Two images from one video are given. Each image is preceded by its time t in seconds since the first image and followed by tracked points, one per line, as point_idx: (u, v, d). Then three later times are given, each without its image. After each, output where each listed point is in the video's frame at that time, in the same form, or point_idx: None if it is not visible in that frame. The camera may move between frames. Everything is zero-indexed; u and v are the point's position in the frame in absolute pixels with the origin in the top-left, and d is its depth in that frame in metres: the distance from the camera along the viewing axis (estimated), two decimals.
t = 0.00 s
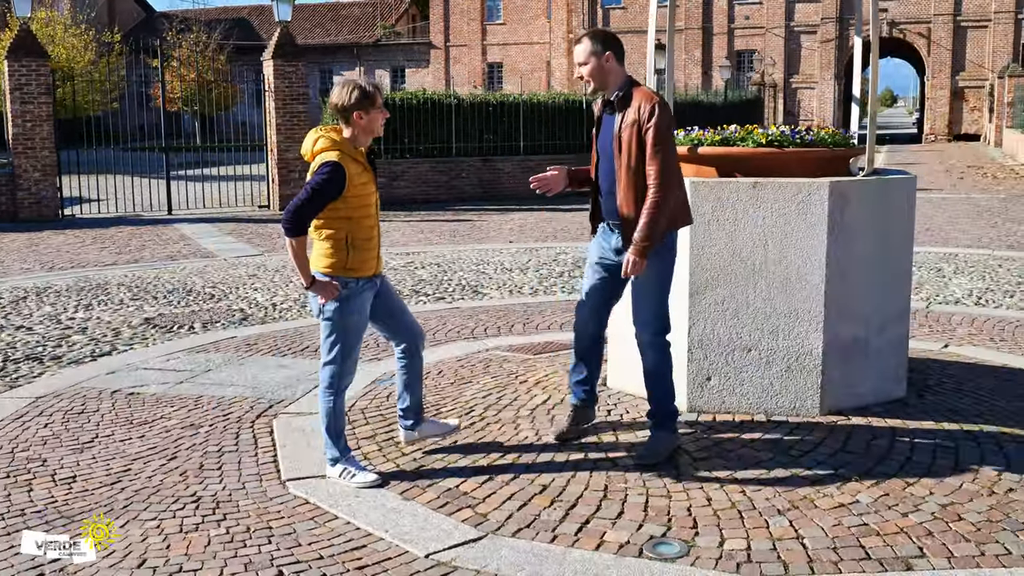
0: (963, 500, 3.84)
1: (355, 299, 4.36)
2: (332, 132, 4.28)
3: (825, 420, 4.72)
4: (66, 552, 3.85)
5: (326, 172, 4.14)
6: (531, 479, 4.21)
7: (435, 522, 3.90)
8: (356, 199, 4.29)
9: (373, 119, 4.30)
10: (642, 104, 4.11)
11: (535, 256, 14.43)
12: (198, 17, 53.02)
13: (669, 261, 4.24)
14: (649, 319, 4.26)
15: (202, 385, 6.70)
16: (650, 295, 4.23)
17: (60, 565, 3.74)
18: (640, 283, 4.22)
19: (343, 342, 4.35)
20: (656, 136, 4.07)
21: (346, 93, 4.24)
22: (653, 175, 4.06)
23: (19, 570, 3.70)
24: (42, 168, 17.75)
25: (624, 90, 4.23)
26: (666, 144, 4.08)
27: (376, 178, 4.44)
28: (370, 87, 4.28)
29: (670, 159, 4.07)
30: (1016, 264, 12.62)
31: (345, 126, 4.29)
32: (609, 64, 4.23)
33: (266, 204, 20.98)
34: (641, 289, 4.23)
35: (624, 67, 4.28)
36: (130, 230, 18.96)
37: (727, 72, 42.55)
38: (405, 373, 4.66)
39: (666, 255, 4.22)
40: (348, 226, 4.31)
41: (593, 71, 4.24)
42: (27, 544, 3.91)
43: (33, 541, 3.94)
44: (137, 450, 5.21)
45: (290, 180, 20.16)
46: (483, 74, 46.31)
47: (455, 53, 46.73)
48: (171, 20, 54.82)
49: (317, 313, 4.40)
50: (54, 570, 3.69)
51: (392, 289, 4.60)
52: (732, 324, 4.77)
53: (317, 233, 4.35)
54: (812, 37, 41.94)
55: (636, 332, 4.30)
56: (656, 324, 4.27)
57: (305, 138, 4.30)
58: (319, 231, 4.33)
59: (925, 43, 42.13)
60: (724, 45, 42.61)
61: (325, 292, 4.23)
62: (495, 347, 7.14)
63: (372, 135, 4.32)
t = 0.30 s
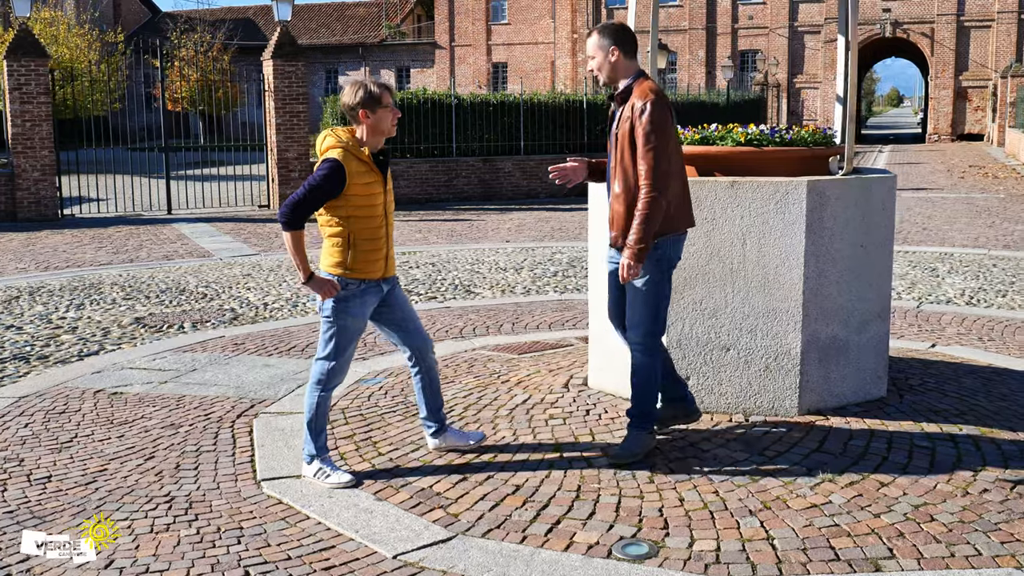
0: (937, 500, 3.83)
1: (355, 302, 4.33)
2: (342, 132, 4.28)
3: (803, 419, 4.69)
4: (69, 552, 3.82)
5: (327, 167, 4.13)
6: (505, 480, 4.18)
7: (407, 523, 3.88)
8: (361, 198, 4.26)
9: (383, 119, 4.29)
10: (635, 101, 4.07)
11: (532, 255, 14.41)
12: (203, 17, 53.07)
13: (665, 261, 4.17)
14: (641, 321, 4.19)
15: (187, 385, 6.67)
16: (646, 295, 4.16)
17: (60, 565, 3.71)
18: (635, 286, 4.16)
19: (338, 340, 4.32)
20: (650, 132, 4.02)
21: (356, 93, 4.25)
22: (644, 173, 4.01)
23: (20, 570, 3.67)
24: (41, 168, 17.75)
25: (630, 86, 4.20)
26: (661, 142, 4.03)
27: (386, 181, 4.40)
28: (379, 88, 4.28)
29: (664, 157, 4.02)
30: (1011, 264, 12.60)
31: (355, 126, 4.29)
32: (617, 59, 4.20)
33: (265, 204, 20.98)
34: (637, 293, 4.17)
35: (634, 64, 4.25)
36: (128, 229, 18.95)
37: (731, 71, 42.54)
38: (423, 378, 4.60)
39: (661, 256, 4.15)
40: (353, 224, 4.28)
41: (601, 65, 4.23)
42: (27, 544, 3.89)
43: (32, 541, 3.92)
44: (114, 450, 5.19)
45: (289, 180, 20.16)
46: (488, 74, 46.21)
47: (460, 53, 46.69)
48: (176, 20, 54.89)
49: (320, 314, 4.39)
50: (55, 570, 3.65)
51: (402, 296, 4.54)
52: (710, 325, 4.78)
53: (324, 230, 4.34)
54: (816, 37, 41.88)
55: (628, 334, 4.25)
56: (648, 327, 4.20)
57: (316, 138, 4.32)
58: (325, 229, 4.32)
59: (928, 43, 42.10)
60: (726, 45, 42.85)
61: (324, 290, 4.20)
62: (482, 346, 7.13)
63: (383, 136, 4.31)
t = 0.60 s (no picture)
0: (907, 503, 3.79)
1: (369, 295, 4.29)
2: (357, 127, 4.26)
3: (777, 421, 4.65)
4: (67, 552, 3.77)
5: (340, 161, 4.11)
6: (471, 482, 4.14)
7: (371, 526, 3.83)
8: (375, 192, 4.23)
9: (397, 113, 4.24)
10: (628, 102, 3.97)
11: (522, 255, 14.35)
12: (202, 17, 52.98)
13: (655, 267, 4.08)
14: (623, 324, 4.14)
15: (164, 384, 6.60)
16: (634, 300, 4.09)
17: (60, 565, 3.66)
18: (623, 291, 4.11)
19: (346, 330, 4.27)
20: (638, 137, 3.92)
21: (370, 88, 4.22)
22: (631, 176, 3.92)
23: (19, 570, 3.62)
24: (35, 168, 17.71)
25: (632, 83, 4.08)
26: (651, 146, 3.93)
27: (401, 177, 4.36)
28: (393, 83, 4.24)
29: (651, 162, 3.92)
30: (1002, 263, 12.55)
31: (370, 121, 4.27)
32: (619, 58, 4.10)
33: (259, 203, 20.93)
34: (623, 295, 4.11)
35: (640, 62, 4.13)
36: (121, 229, 18.89)
37: (730, 71, 42.52)
38: (421, 381, 4.55)
39: (650, 262, 4.06)
40: (364, 218, 4.25)
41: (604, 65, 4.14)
42: (26, 543, 3.85)
43: (33, 540, 3.88)
44: (84, 451, 5.14)
45: (284, 179, 20.13)
46: (488, 73, 46.12)
47: (459, 53, 46.58)
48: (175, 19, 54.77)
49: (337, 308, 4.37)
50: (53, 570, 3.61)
51: (418, 292, 4.49)
52: (683, 325, 4.73)
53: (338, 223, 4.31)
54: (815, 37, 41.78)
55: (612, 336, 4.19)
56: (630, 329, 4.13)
57: (334, 132, 4.31)
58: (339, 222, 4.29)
59: (926, 43, 42.08)
60: (725, 45, 42.85)
61: (337, 283, 4.17)
62: (463, 346, 7.09)
63: (397, 131, 4.26)
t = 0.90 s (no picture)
0: (886, 507, 3.73)
1: (383, 273, 4.27)
2: (367, 106, 4.28)
3: (758, 422, 4.60)
4: (67, 553, 3.74)
5: (348, 137, 4.14)
6: (446, 486, 4.08)
7: (343, 530, 3.77)
8: (382, 171, 4.24)
9: (406, 94, 4.23)
10: (656, 99, 3.88)
11: (514, 254, 14.32)
12: (199, 16, 52.88)
13: (680, 264, 4.00)
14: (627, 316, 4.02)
15: (144, 385, 6.52)
16: (654, 295, 3.99)
17: (52, 566, 3.63)
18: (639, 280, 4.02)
19: (390, 316, 4.26)
20: (666, 136, 3.84)
21: (379, 68, 4.21)
22: (660, 172, 3.84)
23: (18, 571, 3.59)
24: (27, 167, 17.63)
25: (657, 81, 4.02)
26: (681, 143, 3.84)
27: (409, 156, 4.37)
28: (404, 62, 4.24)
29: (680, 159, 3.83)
30: (995, 263, 12.50)
31: (380, 100, 4.28)
32: (649, 58, 4.04)
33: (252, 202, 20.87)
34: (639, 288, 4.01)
35: (666, 62, 4.08)
36: (114, 228, 18.82)
37: (727, 70, 42.48)
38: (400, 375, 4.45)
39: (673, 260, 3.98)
40: (372, 197, 4.26)
41: (629, 61, 4.07)
42: (27, 543, 3.82)
43: (33, 540, 3.85)
44: (59, 453, 5.07)
45: (277, 178, 20.08)
46: (485, 72, 46.05)
47: (457, 52, 46.50)
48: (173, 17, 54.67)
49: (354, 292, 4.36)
50: (55, 570, 3.58)
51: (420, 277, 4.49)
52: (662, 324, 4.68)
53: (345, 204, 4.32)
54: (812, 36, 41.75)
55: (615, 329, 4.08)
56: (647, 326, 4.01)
57: (344, 112, 4.34)
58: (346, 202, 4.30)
59: (922, 42, 42.07)
60: (722, 44, 42.83)
61: (347, 261, 4.17)
62: (447, 347, 7.04)
63: (406, 111, 4.26)
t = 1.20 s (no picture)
0: (879, 514, 3.67)
1: (393, 272, 4.21)
2: (373, 105, 4.20)
3: (749, 426, 4.55)
4: (67, 554, 3.73)
5: (354, 139, 4.07)
6: (430, 492, 4.01)
7: (324, 537, 3.70)
8: (389, 172, 4.17)
9: (413, 92, 4.16)
10: (685, 90, 3.79)
11: (508, 254, 14.27)
12: (195, 15, 52.83)
13: (708, 262, 3.88)
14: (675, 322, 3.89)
15: (129, 387, 6.43)
16: (690, 298, 3.87)
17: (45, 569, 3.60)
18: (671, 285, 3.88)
19: (402, 316, 4.23)
20: (694, 126, 3.73)
21: (387, 65, 4.14)
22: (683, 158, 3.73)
23: (20, 570, 3.60)
24: (20, 165, 17.53)
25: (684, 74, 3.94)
26: (709, 132, 3.72)
27: (416, 155, 4.30)
28: (412, 59, 4.16)
29: (707, 148, 3.72)
30: (990, 263, 12.47)
31: (387, 99, 4.21)
32: (678, 50, 3.96)
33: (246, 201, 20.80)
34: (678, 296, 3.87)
35: (694, 55, 4.01)
36: (108, 227, 18.74)
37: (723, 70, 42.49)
38: (381, 381, 4.39)
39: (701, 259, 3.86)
40: (380, 197, 4.19)
41: (658, 54, 3.99)
42: (27, 543, 3.82)
43: (33, 541, 3.84)
44: (40, 456, 4.98)
45: (271, 177, 20.01)
46: (481, 71, 46.00)
47: (453, 51, 46.44)
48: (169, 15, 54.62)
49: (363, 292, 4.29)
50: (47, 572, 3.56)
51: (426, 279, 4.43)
52: (652, 326, 4.63)
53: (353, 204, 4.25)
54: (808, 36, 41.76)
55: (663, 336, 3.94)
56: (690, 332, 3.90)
57: (349, 111, 4.26)
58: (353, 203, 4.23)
59: (918, 41, 42.07)
60: (718, 43, 42.84)
61: (356, 263, 4.10)
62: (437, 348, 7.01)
63: (411, 110, 4.19)
